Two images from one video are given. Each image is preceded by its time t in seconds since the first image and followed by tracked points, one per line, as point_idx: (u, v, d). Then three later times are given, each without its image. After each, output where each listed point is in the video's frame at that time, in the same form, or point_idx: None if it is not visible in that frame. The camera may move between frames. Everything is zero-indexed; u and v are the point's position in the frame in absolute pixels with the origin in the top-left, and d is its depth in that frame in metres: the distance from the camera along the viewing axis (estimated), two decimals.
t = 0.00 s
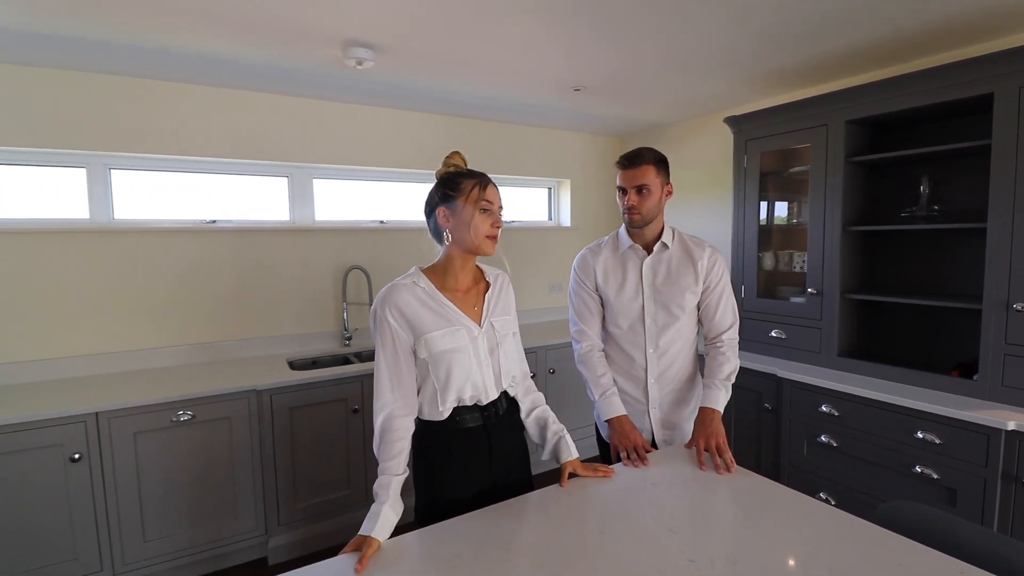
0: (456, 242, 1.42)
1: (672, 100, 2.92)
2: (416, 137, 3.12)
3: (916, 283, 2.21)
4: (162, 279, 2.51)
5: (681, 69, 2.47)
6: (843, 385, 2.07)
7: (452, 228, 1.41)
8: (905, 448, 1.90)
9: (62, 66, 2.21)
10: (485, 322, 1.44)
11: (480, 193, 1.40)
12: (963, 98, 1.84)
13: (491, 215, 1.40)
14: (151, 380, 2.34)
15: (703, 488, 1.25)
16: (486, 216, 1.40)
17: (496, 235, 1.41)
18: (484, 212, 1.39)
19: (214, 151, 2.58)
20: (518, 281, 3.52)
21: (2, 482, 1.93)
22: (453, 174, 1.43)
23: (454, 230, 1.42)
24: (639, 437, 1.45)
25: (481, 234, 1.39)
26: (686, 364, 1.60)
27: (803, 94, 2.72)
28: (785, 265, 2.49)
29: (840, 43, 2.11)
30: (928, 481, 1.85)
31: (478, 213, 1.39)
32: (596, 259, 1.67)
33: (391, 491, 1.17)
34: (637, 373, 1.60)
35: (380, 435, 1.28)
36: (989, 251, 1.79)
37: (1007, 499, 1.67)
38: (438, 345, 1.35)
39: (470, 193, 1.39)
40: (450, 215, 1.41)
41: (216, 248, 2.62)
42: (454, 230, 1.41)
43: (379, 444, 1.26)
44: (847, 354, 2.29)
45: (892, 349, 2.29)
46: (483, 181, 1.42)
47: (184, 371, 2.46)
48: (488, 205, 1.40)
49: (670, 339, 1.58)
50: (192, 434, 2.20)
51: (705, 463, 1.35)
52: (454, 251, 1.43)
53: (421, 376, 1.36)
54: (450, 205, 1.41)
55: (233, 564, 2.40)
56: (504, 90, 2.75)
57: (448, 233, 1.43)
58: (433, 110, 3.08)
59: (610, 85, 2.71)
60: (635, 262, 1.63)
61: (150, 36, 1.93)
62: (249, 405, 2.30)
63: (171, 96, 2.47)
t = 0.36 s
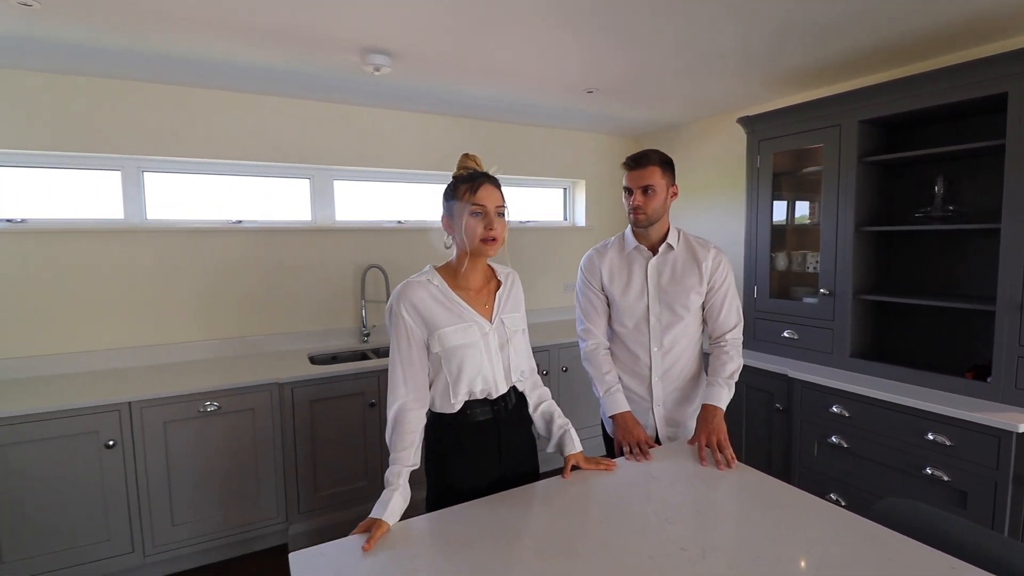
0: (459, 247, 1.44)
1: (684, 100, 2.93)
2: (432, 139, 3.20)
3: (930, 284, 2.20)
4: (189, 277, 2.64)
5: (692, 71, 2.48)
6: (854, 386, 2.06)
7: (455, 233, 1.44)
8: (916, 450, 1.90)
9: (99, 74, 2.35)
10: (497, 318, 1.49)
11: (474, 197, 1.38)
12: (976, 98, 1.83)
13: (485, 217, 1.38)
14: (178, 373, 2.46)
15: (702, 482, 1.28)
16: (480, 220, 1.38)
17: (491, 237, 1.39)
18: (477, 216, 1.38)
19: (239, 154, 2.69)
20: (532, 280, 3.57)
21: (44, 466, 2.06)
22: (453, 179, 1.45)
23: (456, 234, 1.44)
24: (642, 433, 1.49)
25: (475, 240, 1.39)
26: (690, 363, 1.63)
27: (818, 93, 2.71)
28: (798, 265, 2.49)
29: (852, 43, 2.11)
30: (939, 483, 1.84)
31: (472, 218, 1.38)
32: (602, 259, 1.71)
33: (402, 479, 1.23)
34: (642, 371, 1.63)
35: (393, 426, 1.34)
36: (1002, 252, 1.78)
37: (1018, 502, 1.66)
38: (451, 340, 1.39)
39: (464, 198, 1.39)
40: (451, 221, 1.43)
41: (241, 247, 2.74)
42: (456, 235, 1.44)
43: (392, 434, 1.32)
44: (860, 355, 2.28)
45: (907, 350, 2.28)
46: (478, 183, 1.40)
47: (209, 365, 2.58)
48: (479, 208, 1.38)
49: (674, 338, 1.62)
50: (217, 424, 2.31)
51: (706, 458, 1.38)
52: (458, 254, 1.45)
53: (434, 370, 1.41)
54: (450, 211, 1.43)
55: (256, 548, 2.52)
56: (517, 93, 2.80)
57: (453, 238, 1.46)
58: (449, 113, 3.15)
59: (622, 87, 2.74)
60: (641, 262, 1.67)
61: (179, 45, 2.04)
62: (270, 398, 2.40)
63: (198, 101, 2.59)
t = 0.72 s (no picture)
0: (480, 247, 1.49)
1: (696, 102, 2.96)
2: (447, 141, 3.27)
3: (942, 285, 2.21)
4: (214, 276, 2.74)
5: (703, 73, 2.52)
6: (863, 386, 2.08)
7: (476, 234, 1.48)
8: (924, 450, 1.91)
9: (130, 81, 2.45)
10: (511, 315, 1.54)
11: (496, 200, 1.44)
12: (986, 100, 1.84)
13: (507, 219, 1.45)
14: (203, 367, 2.56)
15: (708, 476, 1.33)
16: (502, 221, 1.44)
17: (512, 238, 1.46)
18: (500, 218, 1.44)
19: (262, 156, 2.79)
20: (545, 280, 3.62)
21: (78, 455, 2.17)
22: (471, 182, 1.49)
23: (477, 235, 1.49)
24: (651, 429, 1.53)
25: (498, 240, 1.45)
26: (698, 361, 1.67)
27: (831, 94, 2.72)
28: (809, 266, 2.50)
29: (863, 46, 2.13)
30: (947, 483, 1.86)
31: (495, 219, 1.44)
32: (612, 260, 1.75)
33: (418, 467, 1.29)
34: (651, 369, 1.68)
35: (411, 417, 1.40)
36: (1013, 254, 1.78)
37: None
38: (468, 336, 1.45)
39: (486, 201, 1.44)
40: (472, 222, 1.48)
41: (263, 247, 2.84)
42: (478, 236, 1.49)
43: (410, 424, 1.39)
44: (871, 355, 2.29)
45: (918, 350, 2.29)
46: (498, 186, 1.45)
47: (232, 360, 2.67)
48: (501, 210, 1.44)
49: (683, 337, 1.66)
50: (240, 417, 2.40)
51: (713, 454, 1.42)
52: (477, 253, 1.51)
53: (451, 364, 1.47)
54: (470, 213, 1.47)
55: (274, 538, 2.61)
56: (531, 96, 2.86)
57: (473, 238, 1.50)
58: (464, 115, 3.22)
59: (633, 90, 2.78)
60: (650, 263, 1.71)
61: (207, 51, 2.14)
62: (291, 392, 2.49)
63: (223, 105, 2.69)
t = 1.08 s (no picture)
0: (510, 247, 1.54)
1: (699, 105, 3.01)
2: (454, 142, 3.33)
3: (939, 285, 2.26)
4: (226, 275, 2.80)
5: (705, 77, 2.57)
6: (862, 383, 2.13)
7: (508, 234, 1.52)
8: (921, 445, 1.96)
9: (146, 84, 2.52)
10: (521, 312, 1.61)
11: (529, 204, 1.55)
12: (982, 104, 1.89)
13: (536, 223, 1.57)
14: (216, 363, 2.62)
15: (711, 468, 1.38)
16: (534, 225, 1.55)
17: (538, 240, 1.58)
18: (533, 221, 1.55)
19: (273, 158, 2.85)
20: (550, 280, 3.67)
21: (96, 449, 2.23)
22: (499, 184, 1.52)
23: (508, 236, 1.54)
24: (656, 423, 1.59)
25: (536, 241, 1.54)
26: (701, 358, 1.72)
27: (831, 97, 2.77)
28: (810, 266, 2.54)
29: (862, 51, 2.18)
30: (944, 478, 1.91)
31: (530, 222, 1.54)
32: (617, 260, 1.81)
33: (434, 458, 1.35)
34: (655, 365, 1.73)
35: (427, 410, 1.45)
36: (1008, 255, 1.83)
37: (1020, 497, 1.72)
38: (481, 331, 1.51)
39: (521, 204, 1.53)
40: (507, 223, 1.51)
41: (274, 246, 2.90)
42: (510, 237, 1.53)
43: (427, 417, 1.44)
44: (870, 353, 2.34)
45: (915, 348, 2.35)
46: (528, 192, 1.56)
47: (243, 357, 2.74)
48: (533, 214, 1.55)
49: (686, 334, 1.71)
50: (253, 412, 2.46)
51: (717, 447, 1.48)
52: (500, 253, 1.56)
53: (465, 359, 1.52)
54: (504, 214, 1.51)
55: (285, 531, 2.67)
56: (537, 98, 2.91)
57: (501, 238, 1.53)
58: (470, 117, 3.28)
59: (637, 93, 2.83)
60: (654, 263, 1.77)
61: (223, 56, 2.20)
62: (302, 388, 2.55)
63: (236, 108, 2.75)
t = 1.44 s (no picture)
0: (524, 249, 1.62)
1: (701, 108, 3.08)
2: (460, 144, 3.39)
3: (934, 284, 2.33)
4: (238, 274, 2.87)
5: (707, 81, 2.64)
6: (859, 379, 2.20)
7: (524, 237, 1.59)
8: (916, 440, 2.03)
9: (162, 87, 2.59)
10: (530, 309, 1.68)
11: (544, 210, 1.63)
12: (975, 110, 1.95)
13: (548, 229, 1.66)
14: (230, 360, 2.69)
15: (713, 458, 1.45)
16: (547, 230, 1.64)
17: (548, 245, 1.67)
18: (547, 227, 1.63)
19: (284, 159, 2.92)
20: (554, 279, 3.74)
21: (116, 443, 2.29)
22: (519, 189, 1.59)
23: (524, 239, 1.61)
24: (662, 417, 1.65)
25: (548, 243, 1.63)
26: (704, 355, 1.79)
27: (830, 101, 2.84)
28: (809, 266, 2.60)
29: (860, 56, 2.25)
30: (938, 471, 1.97)
31: (545, 228, 1.62)
32: (624, 260, 1.88)
33: (449, 448, 1.42)
34: (661, 361, 1.79)
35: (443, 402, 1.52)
36: (1001, 255, 1.89)
37: (1011, 489, 1.78)
38: (494, 327, 1.57)
39: (538, 210, 1.60)
40: (524, 226, 1.58)
41: (286, 246, 2.97)
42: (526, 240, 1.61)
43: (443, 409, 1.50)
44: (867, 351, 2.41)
45: (911, 346, 2.41)
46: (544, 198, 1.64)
47: (256, 353, 2.81)
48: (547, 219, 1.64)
49: (691, 332, 1.77)
50: (266, 408, 2.53)
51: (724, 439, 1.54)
52: (514, 254, 1.63)
53: (478, 353, 1.58)
54: (523, 218, 1.58)
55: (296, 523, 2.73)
56: (542, 102, 2.98)
57: (517, 240, 1.60)
58: (476, 120, 3.34)
59: (640, 96, 2.90)
60: (660, 263, 1.83)
61: (240, 61, 2.27)
62: (314, 384, 2.62)
63: (248, 111, 2.82)
